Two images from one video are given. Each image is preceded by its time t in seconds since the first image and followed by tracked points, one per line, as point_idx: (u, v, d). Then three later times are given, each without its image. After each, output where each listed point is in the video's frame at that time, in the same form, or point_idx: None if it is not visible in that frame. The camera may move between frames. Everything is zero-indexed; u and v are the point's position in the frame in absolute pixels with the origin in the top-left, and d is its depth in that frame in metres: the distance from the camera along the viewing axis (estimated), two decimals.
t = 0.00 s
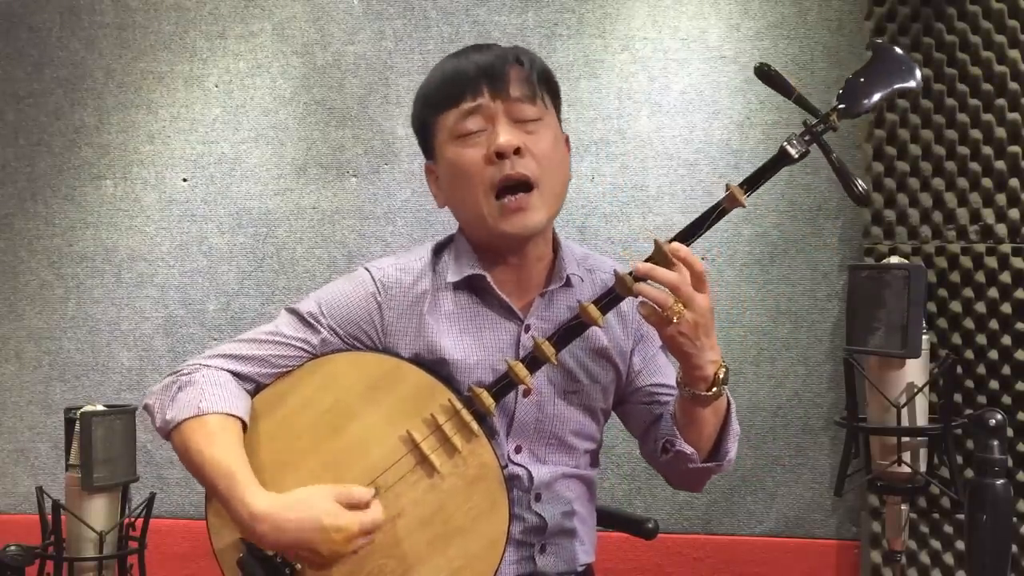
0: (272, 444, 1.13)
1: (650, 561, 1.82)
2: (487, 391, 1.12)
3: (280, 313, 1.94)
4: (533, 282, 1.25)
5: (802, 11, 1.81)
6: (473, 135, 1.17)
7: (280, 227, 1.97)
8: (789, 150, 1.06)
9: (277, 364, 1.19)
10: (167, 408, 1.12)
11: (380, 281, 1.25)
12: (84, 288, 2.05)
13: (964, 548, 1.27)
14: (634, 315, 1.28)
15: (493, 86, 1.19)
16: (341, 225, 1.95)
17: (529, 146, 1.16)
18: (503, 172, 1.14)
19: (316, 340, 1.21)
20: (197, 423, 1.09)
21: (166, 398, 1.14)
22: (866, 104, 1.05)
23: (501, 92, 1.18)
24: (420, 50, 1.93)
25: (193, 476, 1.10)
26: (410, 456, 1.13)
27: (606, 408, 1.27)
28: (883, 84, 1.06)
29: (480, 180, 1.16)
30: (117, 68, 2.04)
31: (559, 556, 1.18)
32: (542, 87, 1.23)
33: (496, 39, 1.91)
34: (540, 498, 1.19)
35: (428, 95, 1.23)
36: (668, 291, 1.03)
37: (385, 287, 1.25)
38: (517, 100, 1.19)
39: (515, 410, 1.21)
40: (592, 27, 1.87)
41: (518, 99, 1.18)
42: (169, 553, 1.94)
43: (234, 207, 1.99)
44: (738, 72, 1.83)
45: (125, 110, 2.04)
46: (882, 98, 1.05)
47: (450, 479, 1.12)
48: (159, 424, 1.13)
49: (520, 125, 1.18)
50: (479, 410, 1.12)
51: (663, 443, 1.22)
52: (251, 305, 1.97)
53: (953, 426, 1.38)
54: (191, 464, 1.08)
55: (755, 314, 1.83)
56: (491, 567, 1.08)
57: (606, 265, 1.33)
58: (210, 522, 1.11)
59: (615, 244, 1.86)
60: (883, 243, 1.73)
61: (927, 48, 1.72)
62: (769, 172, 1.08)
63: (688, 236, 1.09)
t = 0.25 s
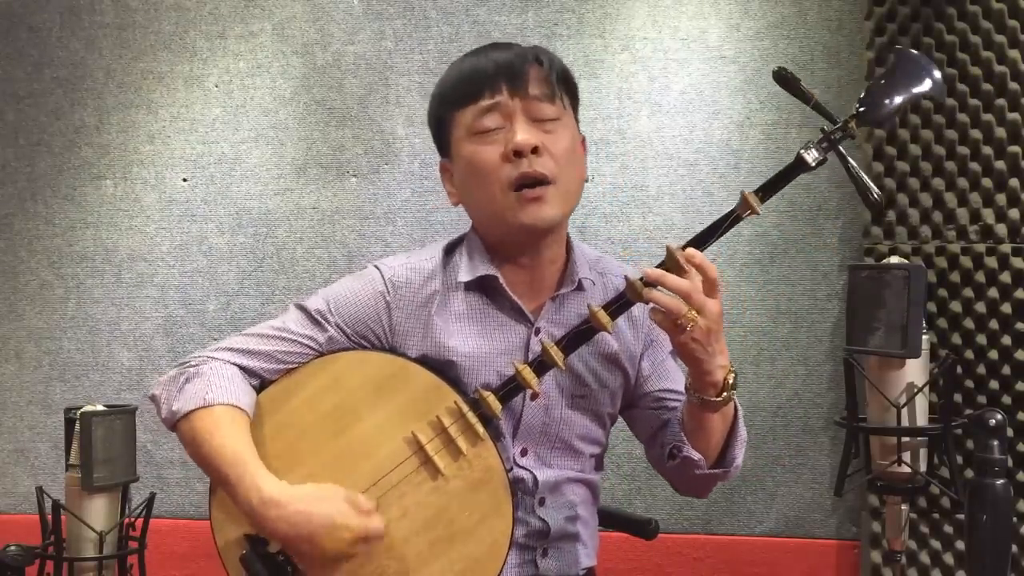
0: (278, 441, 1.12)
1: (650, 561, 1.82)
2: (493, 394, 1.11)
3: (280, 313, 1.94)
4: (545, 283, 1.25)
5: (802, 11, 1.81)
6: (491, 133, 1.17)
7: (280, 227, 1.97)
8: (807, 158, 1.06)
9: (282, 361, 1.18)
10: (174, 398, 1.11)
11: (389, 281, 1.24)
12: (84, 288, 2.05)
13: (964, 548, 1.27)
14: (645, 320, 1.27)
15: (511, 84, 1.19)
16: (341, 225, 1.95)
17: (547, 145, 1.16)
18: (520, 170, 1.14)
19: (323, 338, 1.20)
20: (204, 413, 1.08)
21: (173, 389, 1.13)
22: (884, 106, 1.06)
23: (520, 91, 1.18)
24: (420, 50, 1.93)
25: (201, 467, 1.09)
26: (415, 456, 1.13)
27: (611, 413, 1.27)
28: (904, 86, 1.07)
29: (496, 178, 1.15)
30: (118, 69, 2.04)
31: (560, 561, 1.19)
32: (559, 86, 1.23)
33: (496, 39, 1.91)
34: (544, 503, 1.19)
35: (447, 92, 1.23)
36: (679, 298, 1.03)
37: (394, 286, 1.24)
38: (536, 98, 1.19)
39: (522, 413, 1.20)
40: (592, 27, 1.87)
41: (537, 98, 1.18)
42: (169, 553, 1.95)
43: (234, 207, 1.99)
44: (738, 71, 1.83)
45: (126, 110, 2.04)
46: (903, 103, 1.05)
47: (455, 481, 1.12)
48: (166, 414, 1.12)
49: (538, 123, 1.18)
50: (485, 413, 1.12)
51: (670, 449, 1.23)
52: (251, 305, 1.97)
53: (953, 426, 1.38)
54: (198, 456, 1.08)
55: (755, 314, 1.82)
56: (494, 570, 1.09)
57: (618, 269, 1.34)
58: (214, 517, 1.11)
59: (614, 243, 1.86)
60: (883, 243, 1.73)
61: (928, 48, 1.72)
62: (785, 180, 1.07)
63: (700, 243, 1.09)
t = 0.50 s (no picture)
0: (282, 440, 1.12)
1: (649, 561, 1.86)
2: (503, 396, 1.11)
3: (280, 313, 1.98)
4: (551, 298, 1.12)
5: (802, 12, 1.89)
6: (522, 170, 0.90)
7: (280, 227, 1.97)
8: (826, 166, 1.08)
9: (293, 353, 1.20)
10: (176, 382, 1.19)
11: (400, 279, 1.22)
12: (85, 288, 2.13)
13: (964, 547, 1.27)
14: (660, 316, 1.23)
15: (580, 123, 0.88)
16: (341, 225, 1.94)
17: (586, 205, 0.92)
18: (545, 234, 0.94)
19: (332, 334, 1.20)
20: (193, 403, 1.14)
21: (179, 372, 1.19)
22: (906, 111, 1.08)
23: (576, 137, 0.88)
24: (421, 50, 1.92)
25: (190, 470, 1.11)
26: (422, 457, 1.13)
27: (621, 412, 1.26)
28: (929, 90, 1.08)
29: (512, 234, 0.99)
30: (117, 68, 2.01)
31: (566, 561, 1.23)
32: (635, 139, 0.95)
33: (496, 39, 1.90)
34: (553, 503, 1.22)
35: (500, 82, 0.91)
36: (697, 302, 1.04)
37: (405, 286, 1.22)
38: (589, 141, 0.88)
39: (535, 415, 1.17)
40: (592, 26, 1.77)
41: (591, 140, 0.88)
42: (169, 552, 1.96)
43: (234, 207, 1.99)
44: (738, 72, 1.83)
45: (126, 110, 2.04)
46: (931, 112, 1.07)
47: (462, 482, 1.11)
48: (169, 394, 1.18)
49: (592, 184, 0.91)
50: (495, 415, 1.11)
51: (679, 447, 1.27)
52: (251, 304, 2.02)
53: (953, 426, 1.38)
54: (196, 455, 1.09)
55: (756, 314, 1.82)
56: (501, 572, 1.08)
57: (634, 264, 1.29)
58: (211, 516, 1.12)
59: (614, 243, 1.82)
60: (883, 243, 1.75)
61: (927, 48, 1.73)
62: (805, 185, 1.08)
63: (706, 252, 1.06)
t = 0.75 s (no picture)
0: (295, 438, 1.09)
1: (650, 561, 1.82)
2: (518, 397, 1.10)
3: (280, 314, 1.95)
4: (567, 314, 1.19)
5: (802, 11, 1.81)
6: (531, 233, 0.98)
7: (280, 227, 1.97)
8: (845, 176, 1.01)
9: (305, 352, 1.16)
10: (189, 382, 1.12)
11: (409, 279, 1.21)
12: (84, 288, 2.05)
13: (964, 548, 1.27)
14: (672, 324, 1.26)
15: (588, 204, 0.95)
16: (341, 226, 1.95)
17: (578, 278, 0.99)
18: (536, 291, 1.02)
19: (341, 333, 1.17)
20: (207, 403, 1.07)
21: (193, 372, 1.14)
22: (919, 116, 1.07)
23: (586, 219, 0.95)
24: (420, 50, 1.93)
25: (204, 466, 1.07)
26: (435, 457, 1.11)
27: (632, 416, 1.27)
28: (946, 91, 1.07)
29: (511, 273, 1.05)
30: (117, 68, 2.04)
31: (573, 563, 1.21)
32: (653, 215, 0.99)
33: (496, 39, 1.90)
34: (561, 505, 1.21)
35: (531, 136, 0.97)
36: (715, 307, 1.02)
37: (418, 287, 1.21)
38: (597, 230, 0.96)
39: (544, 419, 1.19)
40: (592, 27, 1.87)
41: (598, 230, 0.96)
42: (169, 553, 1.94)
43: (234, 207, 1.99)
44: (737, 71, 1.83)
45: (126, 109, 2.04)
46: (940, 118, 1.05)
47: (475, 483, 1.11)
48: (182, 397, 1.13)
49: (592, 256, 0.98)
50: (508, 416, 1.10)
51: (701, 446, 1.23)
52: (251, 305, 1.97)
53: (953, 426, 1.37)
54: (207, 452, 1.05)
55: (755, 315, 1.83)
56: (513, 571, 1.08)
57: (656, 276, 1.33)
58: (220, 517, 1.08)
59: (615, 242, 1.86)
60: (883, 243, 1.74)
61: (927, 48, 1.73)
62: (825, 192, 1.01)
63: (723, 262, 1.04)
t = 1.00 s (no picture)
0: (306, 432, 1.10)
1: (650, 561, 1.82)
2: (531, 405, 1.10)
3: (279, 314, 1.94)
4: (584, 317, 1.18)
5: (802, 11, 1.81)
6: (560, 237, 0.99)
7: (280, 227, 1.97)
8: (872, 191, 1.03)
9: (317, 348, 1.15)
10: (205, 370, 1.10)
11: (424, 281, 1.20)
12: (84, 288, 2.05)
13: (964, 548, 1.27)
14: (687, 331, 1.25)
15: (622, 212, 0.96)
16: (341, 225, 1.95)
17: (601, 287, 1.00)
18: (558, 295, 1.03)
19: (354, 332, 1.16)
20: (229, 390, 1.07)
21: (206, 360, 1.11)
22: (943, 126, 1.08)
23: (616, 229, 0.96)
24: (420, 50, 1.93)
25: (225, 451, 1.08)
26: (446, 461, 1.12)
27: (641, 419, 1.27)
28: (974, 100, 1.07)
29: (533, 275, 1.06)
30: (117, 68, 2.04)
31: (578, 564, 1.22)
32: (682, 232, 1.00)
33: (496, 39, 1.90)
34: (568, 508, 1.21)
35: (569, 141, 0.98)
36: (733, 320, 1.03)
37: (432, 289, 1.20)
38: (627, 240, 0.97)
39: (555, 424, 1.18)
40: (592, 27, 1.87)
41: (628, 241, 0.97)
42: (169, 553, 1.94)
43: (234, 207, 1.99)
44: (738, 71, 1.83)
45: (126, 109, 2.04)
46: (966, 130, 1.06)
47: (484, 489, 1.10)
48: (196, 385, 1.11)
49: (618, 265, 0.99)
50: (521, 422, 1.10)
51: (722, 445, 1.24)
52: (251, 305, 1.97)
53: (953, 426, 1.37)
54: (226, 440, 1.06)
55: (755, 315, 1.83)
56: None
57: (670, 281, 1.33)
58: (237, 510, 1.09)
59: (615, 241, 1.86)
60: (883, 243, 1.75)
61: (927, 49, 1.73)
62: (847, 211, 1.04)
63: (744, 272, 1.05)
